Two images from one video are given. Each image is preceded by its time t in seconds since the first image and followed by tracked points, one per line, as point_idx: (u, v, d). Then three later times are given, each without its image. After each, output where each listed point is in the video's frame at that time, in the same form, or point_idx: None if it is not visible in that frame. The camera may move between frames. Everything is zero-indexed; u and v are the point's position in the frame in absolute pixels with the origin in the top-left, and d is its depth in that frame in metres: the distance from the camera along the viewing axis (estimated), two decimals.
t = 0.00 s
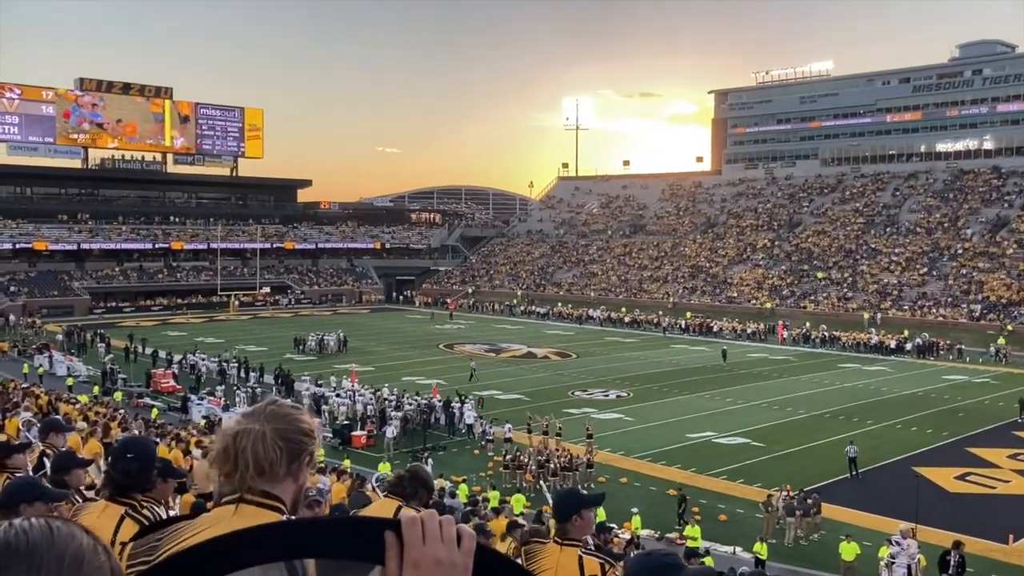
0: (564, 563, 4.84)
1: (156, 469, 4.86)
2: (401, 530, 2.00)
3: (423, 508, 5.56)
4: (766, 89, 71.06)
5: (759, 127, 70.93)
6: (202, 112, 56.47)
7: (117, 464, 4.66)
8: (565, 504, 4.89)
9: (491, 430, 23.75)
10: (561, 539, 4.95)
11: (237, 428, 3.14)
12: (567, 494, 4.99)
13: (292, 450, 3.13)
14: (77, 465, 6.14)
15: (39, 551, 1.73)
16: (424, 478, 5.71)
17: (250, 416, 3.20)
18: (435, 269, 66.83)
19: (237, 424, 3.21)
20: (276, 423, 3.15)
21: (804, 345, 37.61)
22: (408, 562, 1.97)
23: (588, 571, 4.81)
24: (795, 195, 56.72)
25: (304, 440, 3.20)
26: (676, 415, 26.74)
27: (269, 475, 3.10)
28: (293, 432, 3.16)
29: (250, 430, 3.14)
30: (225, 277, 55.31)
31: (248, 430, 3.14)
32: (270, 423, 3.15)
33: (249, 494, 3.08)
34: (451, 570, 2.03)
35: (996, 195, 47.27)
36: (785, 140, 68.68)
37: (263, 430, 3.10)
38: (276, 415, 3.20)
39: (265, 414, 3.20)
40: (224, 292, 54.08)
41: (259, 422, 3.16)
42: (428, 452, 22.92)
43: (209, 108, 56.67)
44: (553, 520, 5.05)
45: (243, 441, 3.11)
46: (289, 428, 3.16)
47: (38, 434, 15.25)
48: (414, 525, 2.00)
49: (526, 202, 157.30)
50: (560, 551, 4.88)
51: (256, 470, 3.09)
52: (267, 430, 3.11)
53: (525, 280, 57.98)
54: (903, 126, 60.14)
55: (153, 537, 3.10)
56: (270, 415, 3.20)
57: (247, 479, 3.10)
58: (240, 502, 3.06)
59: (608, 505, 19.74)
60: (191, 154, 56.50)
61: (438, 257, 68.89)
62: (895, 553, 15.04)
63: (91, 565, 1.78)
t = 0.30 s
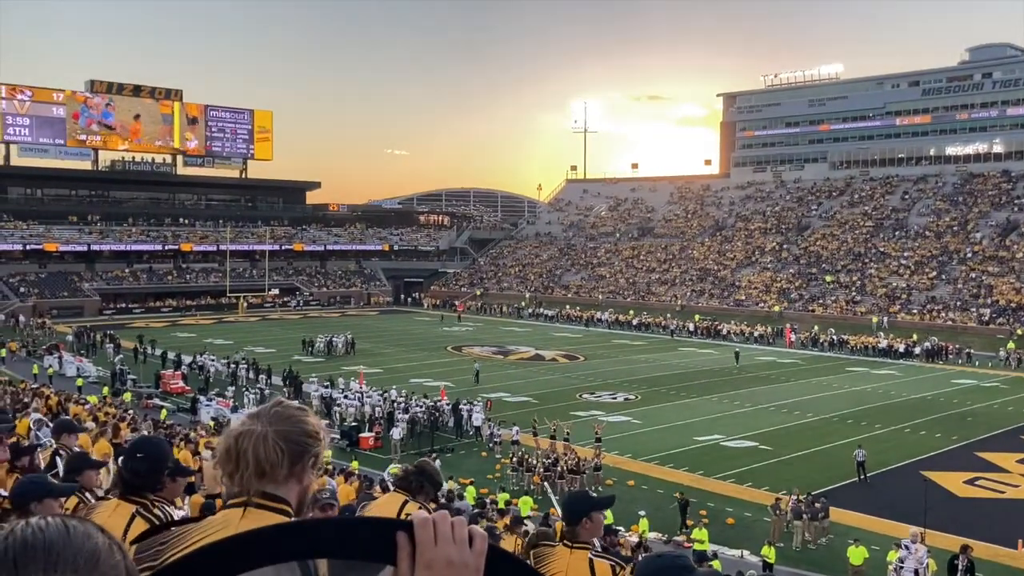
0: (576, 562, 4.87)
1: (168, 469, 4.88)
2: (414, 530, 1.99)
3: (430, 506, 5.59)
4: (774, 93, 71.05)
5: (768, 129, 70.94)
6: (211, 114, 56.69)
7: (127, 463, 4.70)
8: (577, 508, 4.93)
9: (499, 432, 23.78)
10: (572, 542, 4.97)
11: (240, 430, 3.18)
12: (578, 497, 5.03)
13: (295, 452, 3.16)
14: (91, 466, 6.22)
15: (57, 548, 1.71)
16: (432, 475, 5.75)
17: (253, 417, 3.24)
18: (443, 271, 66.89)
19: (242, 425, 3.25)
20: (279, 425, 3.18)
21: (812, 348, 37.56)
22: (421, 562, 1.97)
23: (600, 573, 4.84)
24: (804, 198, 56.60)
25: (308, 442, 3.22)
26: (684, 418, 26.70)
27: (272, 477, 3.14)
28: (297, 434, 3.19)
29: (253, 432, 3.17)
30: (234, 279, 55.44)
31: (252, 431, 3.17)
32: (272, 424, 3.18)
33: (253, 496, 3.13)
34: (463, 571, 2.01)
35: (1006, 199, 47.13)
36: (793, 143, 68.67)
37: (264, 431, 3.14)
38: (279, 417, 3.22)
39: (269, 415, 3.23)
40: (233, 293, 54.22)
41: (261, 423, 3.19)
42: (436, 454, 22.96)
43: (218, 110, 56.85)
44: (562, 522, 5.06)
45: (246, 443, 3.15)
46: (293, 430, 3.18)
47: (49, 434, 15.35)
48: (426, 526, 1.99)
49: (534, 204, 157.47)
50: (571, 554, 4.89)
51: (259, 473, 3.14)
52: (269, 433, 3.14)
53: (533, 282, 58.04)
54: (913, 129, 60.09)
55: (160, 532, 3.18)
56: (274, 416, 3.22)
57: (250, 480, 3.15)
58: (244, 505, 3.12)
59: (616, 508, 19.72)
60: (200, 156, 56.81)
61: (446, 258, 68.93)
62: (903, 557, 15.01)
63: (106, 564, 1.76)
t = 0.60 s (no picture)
0: (577, 566, 4.87)
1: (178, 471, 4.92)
2: (413, 532, 2.04)
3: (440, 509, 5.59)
4: (789, 96, 70.92)
5: (783, 133, 70.85)
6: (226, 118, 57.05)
7: (133, 468, 4.74)
8: (577, 512, 4.92)
9: (512, 435, 23.81)
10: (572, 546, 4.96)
11: (244, 431, 3.21)
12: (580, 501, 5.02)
13: (299, 451, 3.20)
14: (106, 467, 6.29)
15: (54, 549, 1.77)
16: (442, 478, 5.76)
17: (256, 418, 3.28)
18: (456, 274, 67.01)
19: (245, 427, 3.28)
20: (282, 425, 3.23)
21: (827, 353, 37.41)
22: (421, 564, 2.02)
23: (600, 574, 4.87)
24: (819, 202, 56.30)
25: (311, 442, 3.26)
26: (698, 422, 26.61)
27: (277, 476, 3.16)
28: (301, 434, 3.23)
29: (257, 432, 3.21)
30: (248, 282, 55.71)
31: (257, 432, 3.21)
32: (275, 424, 3.22)
33: (258, 496, 3.14)
34: (463, 571, 2.07)
35: None
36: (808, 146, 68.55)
37: (269, 430, 3.18)
38: (283, 417, 3.27)
39: (272, 416, 3.28)
40: (248, 296, 54.48)
41: (265, 424, 3.24)
42: (449, 457, 23.02)
43: (233, 114, 57.23)
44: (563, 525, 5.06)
45: (249, 442, 3.18)
46: (295, 430, 3.22)
47: (65, 436, 15.46)
48: (425, 527, 2.05)
49: (548, 207, 157.48)
50: (572, 558, 4.89)
51: (264, 471, 3.16)
52: (273, 432, 3.19)
53: (546, 285, 58.05)
54: (929, 132, 59.90)
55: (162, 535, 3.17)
56: (278, 417, 3.27)
57: (255, 479, 3.17)
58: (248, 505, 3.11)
59: (630, 512, 19.68)
60: (216, 160, 57.20)
61: (459, 261, 69.04)
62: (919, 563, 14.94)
63: (104, 564, 1.82)
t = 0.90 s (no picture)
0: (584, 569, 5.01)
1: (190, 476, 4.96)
2: (407, 543, 2.20)
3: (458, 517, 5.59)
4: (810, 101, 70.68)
5: (804, 138, 70.82)
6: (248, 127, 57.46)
7: (140, 474, 4.80)
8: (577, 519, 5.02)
9: (531, 443, 23.79)
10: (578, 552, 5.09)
11: (272, 433, 3.20)
12: (581, 507, 5.10)
13: (322, 455, 3.19)
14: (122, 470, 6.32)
15: (42, 557, 1.95)
16: (459, 485, 5.70)
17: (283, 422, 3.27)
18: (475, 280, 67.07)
19: (271, 429, 3.26)
20: (308, 431, 3.22)
21: (849, 360, 37.03)
22: (415, 570, 2.15)
23: None
24: (840, 208, 55.81)
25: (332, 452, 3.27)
26: (718, 430, 26.42)
27: (301, 479, 3.14)
28: (326, 443, 3.23)
29: (283, 435, 3.19)
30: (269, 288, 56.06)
31: (283, 435, 3.19)
32: (302, 429, 3.22)
33: (279, 499, 3.09)
34: None
35: None
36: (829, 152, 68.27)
37: (298, 433, 3.17)
38: (309, 425, 3.27)
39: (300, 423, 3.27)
40: (268, 303, 54.82)
41: (292, 427, 3.22)
42: (468, 464, 23.01)
43: (255, 122, 57.63)
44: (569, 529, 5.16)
45: (279, 442, 3.16)
46: (320, 435, 3.23)
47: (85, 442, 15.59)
48: (418, 539, 2.19)
49: (567, 213, 157.55)
50: (578, 564, 5.02)
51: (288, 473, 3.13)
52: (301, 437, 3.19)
53: (565, 292, 57.95)
54: (952, 137, 59.35)
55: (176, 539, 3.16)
56: (304, 424, 3.25)
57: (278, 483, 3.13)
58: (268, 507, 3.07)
59: (650, 520, 19.58)
60: (237, 168, 57.60)
61: (478, 268, 69.10)
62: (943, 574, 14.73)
63: (90, 571, 1.99)
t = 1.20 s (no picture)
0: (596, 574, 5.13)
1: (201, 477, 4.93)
2: (407, 550, 2.32)
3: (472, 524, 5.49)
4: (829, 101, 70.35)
5: (823, 138, 70.96)
6: (265, 130, 57.76)
7: (152, 478, 4.75)
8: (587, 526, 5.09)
9: (547, 445, 23.72)
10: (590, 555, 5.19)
11: (276, 436, 3.12)
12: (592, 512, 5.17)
13: (327, 456, 3.09)
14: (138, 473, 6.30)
15: (34, 564, 1.97)
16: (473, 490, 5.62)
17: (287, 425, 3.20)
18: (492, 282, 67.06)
19: (274, 431, 3.18)
20: (312, 433, 3.13)
21: (869, 362, 36.71)
22: None
23: None
24: (860, 208, 55.37)
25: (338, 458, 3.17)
26: (736, 432, 26.23)
27: (306, 482, 3.03)
28: (331, 448, 3.13)
29: (287, 438, 3.11)
30: (287, 291, 56.28)
31: (287, 439, 3.10)
32: (306, 430, 3.13)
33: (282, 502, 2.96)
34: None
35: None
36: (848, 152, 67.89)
37: (301, 434, 3.08)
38: (313, 426, 3.18)
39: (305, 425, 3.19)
40: (286, 305, 55.03)
41: (296, 429, 3.13)
42: (485, 466, 22.95)
43: (272, 125, 57.90)
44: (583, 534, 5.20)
45: (282, 445, 3.07)
46: (324, 434, 3.14)
47: (104, 445, 15.64)
48: (419, 545, 2.32)
49: (584, 215, 157.41)
50: (590, 568, 5.13)
51: (291, 475, 3.02)
52: (305, 438, 3.10)
53: (582, 293, 57.80)
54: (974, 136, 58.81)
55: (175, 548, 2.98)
56: (308, 426, 3.16)
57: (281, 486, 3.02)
58: (271, 510, 2.94)
59: (668, 523, 19.40)
60: (254, 171, 57.87)
61: (495, 270, 69.06)
62: None
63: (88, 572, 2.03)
